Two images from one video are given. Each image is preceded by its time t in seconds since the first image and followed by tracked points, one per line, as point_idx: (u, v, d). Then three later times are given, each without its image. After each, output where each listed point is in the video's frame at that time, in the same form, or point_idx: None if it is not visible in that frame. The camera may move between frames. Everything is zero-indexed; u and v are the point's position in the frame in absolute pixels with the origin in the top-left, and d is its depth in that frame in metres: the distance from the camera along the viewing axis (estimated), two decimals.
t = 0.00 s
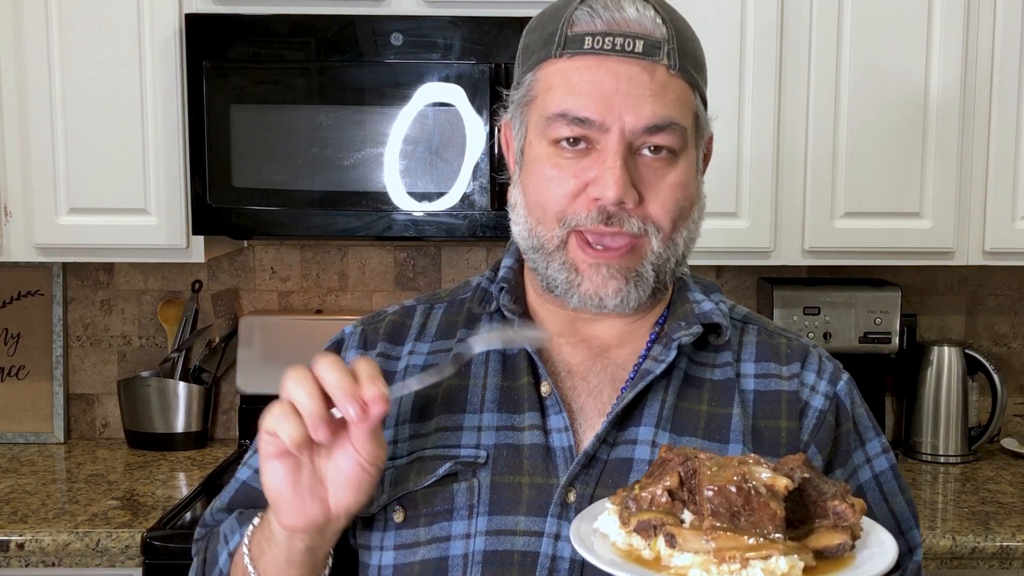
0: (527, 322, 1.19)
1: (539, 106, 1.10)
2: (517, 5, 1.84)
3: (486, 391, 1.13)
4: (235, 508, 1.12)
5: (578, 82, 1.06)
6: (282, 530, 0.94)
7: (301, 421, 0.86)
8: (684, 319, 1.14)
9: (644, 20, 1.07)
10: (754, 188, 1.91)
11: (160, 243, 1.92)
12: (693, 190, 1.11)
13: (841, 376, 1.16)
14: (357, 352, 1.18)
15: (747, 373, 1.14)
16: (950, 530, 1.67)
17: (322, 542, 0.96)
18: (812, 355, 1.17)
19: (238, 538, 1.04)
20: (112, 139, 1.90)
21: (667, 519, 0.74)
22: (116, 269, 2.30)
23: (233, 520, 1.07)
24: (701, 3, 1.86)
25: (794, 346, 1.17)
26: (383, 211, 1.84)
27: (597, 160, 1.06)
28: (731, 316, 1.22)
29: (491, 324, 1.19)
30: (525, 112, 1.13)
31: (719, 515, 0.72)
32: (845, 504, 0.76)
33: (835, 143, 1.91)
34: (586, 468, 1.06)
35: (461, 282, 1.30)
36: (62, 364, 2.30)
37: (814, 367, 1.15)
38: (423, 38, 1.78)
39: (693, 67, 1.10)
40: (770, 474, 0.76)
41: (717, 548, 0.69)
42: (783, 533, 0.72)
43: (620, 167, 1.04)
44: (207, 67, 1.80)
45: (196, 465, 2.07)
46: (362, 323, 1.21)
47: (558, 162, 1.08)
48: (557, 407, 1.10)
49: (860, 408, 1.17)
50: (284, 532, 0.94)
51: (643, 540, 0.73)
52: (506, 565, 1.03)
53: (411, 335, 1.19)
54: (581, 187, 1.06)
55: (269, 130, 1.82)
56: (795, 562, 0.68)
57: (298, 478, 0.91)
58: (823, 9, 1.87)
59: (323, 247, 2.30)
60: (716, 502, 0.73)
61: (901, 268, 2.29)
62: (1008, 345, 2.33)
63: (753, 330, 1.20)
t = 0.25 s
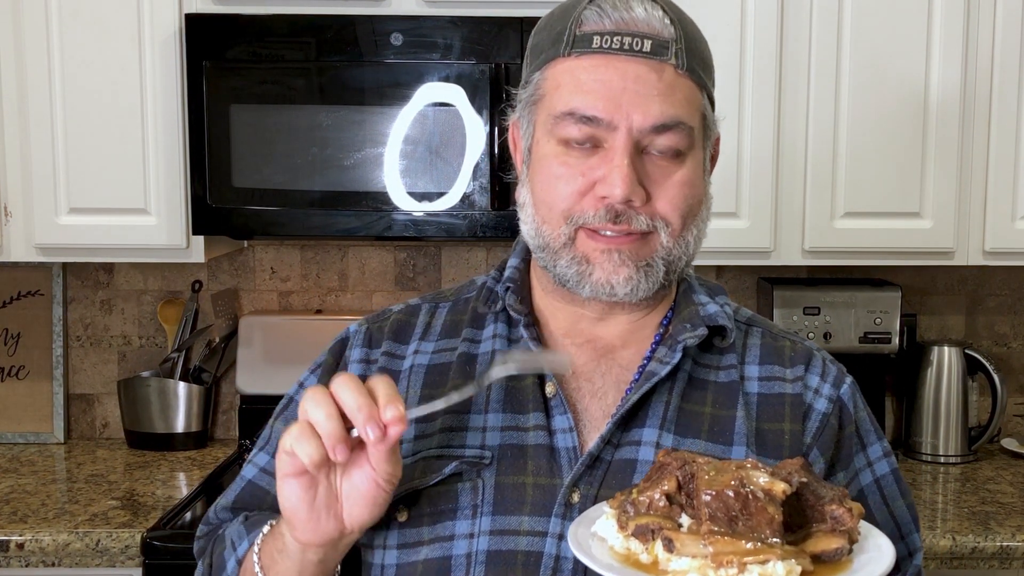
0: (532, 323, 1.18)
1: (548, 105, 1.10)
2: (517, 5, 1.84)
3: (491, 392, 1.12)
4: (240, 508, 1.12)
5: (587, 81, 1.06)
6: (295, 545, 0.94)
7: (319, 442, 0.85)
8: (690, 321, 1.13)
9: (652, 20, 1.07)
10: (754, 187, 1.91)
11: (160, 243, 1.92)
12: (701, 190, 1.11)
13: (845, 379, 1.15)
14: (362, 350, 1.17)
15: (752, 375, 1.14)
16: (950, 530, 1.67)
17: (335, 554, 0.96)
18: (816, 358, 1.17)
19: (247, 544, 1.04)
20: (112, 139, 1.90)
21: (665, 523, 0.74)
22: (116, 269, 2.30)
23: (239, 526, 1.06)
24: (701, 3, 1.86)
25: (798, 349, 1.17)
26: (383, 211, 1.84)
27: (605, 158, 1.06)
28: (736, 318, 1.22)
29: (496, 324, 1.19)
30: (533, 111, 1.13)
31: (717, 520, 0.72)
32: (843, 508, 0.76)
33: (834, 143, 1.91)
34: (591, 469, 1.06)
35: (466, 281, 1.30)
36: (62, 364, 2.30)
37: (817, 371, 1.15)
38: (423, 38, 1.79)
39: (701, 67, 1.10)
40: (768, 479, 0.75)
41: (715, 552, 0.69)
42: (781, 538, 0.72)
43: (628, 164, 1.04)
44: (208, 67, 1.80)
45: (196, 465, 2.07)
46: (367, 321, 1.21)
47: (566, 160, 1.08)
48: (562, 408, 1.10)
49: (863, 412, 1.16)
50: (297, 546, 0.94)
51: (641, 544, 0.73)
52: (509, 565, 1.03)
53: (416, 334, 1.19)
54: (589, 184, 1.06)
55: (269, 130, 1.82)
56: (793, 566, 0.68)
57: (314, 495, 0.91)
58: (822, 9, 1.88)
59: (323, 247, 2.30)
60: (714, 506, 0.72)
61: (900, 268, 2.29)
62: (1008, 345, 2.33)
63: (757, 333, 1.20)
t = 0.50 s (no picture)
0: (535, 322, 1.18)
1: (550, 105, 1.10)
2: (517, 5, 1.84)
3: (494, 391, 1.13)
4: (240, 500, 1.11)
5: (589, 81, 1.06)
6: (291, 516, 0.94)
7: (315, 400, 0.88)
8: (692, 323, 1.14)
9: (656, 21, 1.07)
10: (753, 187, 1.91)
11: (160, 243, 1.92)
12: (703, 191, 1.11)
13: (846, 382, 1.15)
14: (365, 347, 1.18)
15: (753, 377, 1.14)
16: (950, 530, 1.67)
17: (330, 529, 0.96)
18: (818, 361, 1.17)
19: (244, 525, 1.04)
20: (112, 139, 1.90)
21: (663, 520, 0.74)
22: (116, 269, 2.30)
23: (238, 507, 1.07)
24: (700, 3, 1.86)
25: (799, 351, 1.17)
26: (383, 211, 1.84)
27: (607, 159, 1.06)
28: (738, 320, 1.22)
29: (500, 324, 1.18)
30: (536, 111, 1.13)
31: (715, 516, 0.72)
32: (839, 503, 0.76)
33: (834, 143, 1.91)
34: (592, 468, 1.06)
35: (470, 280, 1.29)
36: (62, 364, 2.30)
37: (818, 373, 1.15)
38: (422, 38, 1.79)
39: (704, 69, 1.10)
40: (766, 475, 0.75)
41: (714, 548, 0.69)
42: (779, 534, 0.72)
43: (630, 166, 1.04)
44: (208, 67, 1.80)
45: (196, 465, 2.07)
46: (371, 319, 1.21)
47: (568, 160, 1.08)
48: (563, 407, 1.10)
49: (864, 415, 1.16)
50: (293, 518, 0.95)
51: (639, 541, 0.73)
52: (511, 564, 1.03)
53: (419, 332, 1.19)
54: (591, 185, 1.06)
55: (269, 130, 1.82)
56: (791, 561, 0.68)
57: (310, 460, 0.92)
58: (822, 9, 1.88)
59: (323, 247, 2.30)
60: (712, 502, 0.73)
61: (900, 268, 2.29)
62: (1008, 345, 2.32)
63: (759, 335, 1.20)
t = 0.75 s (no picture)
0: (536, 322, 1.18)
1: (550, 110, 1.10)
2: (517, 5, 1.84)
3: (495, 391, 1.13)
4: (243, 497, 1.12)
5: (589, 88, 1.06)
6: (302, 515, 0.94)
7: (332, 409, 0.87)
8: (694, 324, 1.13)
9: (656, 27, 1.06)
10: (753, 188, 1.91)
11: (160, 243, 1.92)
12: (701, 196, 1.11)
13: (847, 383, 1.15)
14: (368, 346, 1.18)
15: (753, 378, 1.14)
16: (950, 530, 1.67)
17: (340, 528, 0.96)
18: (819, 362, 1.17)
19: (250, 523, 1.05)
20: (112, 139, 1.90)
21: (664, 520, 0.74)
22: (116, 269, 2.30)
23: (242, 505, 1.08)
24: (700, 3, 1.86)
25: (800, 352, 1.17)
26: (383, 211, 1.84)
27: (605, 167, 1.05)
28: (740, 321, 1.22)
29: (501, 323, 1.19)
30: (538, 115, 1.13)
31: (717, 516, 0.72)
32: (840, 503, 0.76)
33: (834, 143, 1.91)
34: (592, 468, 1.06)
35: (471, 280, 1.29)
36: (62, 364, 2.30)
37: (819, 374, 1.15)
38: (423, 38, 1.79)
39: (705, 75, 1.09)
40: (768, 474, 0.75)
41: (716, 549, 0.69)
42: (781, 535, 0.72)
43: (628, 174, 1.04)
44: (208, 67, 1.80)
45: (196, 465, 2.07)
46: (374, 318, 1.22)
47: (567, 166, 1.07)
48: (564, 407, 1.10)
49: (865, 416, 1.16)
50: (304, 518, 0.94)
51: (640, 542, 0.73)
52: (511, 564, 1.03)
53: (421, 332, 1.19)
54: (589, 192, 1.06)
55: (268, 131, 1.82)
56: (794, 562, 0.68)
57: (323, 468, 0.91)
58: (822, 9, 1.88)
59: (323, 247, 2.30)
60: (714, 503, 0.73)
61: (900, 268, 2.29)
62: (1008, 345, 2.33)
63: (760, 336, 1.20)
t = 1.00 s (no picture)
0: (535, 322, 1.18)
1: (572, 135, 1.05)
2: (517, 5, 1.84)
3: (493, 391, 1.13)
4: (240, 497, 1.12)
5: (617, 118, 1.00)
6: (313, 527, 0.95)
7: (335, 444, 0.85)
8: (693, 325, 1.13)
9: (686, 53, 1.01)
10: (754, 188, 1.91)
11: (160, 243, 1.92)
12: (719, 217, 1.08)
13: (844, 382, 1.15)
14: (366, 348, 1.17)
15: (752, 378, 1.14)
16: (950, 530, 1.67)
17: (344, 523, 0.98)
18: (816, 361, 1.17)
19: (249, 523, 1.05)
20: (112, 139, 1.90)
21: (667, 519, 0.74)
22: (116, 269, 2.30)
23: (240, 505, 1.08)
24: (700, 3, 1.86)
25: (798, 351, 1.17)
26: (383, 211, 1.84)
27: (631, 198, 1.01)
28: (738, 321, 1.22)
29: (499, 324, 1.19)
30: (556, 136, 1.08)
31: (721, 513, 0.72)
32: (842, 498, 0.77)
33: (834, 144, 1.91)
34: (590, 468, 1.06)
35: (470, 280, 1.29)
36: (62, 364, 2.30)
37: (817, 373, 1.15)
38: (423, 38, 1.79)
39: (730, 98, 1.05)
40: (770, 470, 0.76)
41: (722, 546, 0.69)
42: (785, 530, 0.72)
43: (656, 208, 1.00)
44: (208, 67, 1.80)
45: (196, 465, 2.07)
46: (372, 319, 1.21)
47: (590, 193, 1.03)
48: (562, 407, 1.10)
49: (862, 415, 1.16)
50: (315, 530, 0.95)
51: (643, 541, 0.73)
52: (511, 564, 1.03)
53: (420, 333, 1.19)
54: (613, 221, 1.02)
55: (268, 131, 1.82)
56: (800, 557, 0.68)
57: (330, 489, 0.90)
58: (822, 10, 1.88)
59: (323, 247, 2.30)
60: (717, 500, 0.73)
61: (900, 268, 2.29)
62: (1009, 345, 2.33)
63: (758, 335, 1.19)
